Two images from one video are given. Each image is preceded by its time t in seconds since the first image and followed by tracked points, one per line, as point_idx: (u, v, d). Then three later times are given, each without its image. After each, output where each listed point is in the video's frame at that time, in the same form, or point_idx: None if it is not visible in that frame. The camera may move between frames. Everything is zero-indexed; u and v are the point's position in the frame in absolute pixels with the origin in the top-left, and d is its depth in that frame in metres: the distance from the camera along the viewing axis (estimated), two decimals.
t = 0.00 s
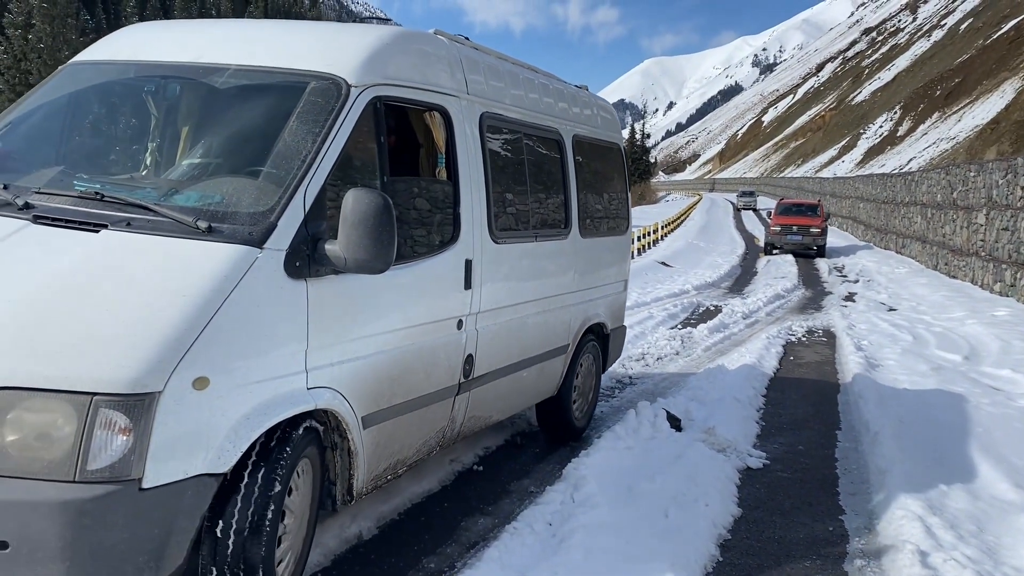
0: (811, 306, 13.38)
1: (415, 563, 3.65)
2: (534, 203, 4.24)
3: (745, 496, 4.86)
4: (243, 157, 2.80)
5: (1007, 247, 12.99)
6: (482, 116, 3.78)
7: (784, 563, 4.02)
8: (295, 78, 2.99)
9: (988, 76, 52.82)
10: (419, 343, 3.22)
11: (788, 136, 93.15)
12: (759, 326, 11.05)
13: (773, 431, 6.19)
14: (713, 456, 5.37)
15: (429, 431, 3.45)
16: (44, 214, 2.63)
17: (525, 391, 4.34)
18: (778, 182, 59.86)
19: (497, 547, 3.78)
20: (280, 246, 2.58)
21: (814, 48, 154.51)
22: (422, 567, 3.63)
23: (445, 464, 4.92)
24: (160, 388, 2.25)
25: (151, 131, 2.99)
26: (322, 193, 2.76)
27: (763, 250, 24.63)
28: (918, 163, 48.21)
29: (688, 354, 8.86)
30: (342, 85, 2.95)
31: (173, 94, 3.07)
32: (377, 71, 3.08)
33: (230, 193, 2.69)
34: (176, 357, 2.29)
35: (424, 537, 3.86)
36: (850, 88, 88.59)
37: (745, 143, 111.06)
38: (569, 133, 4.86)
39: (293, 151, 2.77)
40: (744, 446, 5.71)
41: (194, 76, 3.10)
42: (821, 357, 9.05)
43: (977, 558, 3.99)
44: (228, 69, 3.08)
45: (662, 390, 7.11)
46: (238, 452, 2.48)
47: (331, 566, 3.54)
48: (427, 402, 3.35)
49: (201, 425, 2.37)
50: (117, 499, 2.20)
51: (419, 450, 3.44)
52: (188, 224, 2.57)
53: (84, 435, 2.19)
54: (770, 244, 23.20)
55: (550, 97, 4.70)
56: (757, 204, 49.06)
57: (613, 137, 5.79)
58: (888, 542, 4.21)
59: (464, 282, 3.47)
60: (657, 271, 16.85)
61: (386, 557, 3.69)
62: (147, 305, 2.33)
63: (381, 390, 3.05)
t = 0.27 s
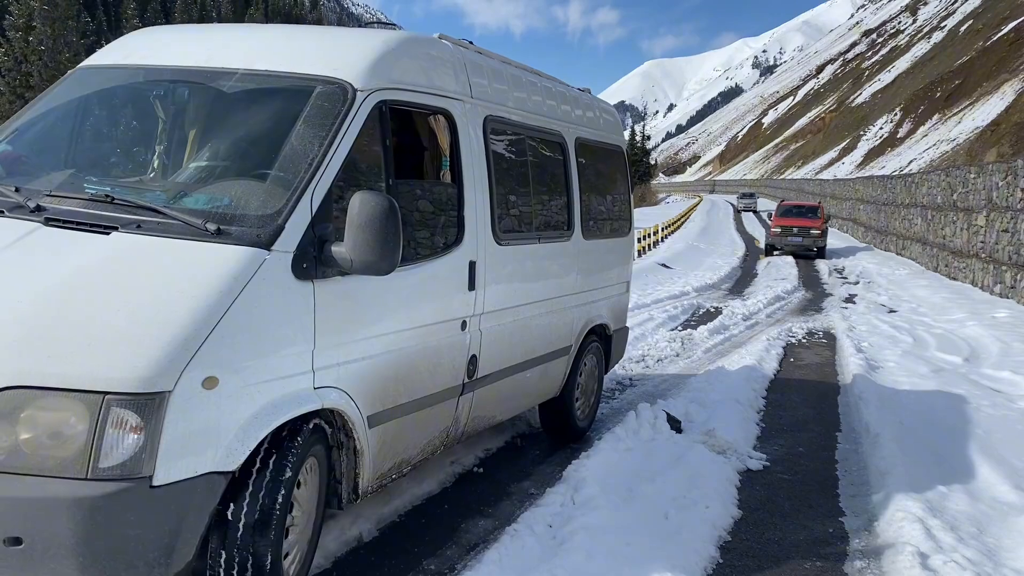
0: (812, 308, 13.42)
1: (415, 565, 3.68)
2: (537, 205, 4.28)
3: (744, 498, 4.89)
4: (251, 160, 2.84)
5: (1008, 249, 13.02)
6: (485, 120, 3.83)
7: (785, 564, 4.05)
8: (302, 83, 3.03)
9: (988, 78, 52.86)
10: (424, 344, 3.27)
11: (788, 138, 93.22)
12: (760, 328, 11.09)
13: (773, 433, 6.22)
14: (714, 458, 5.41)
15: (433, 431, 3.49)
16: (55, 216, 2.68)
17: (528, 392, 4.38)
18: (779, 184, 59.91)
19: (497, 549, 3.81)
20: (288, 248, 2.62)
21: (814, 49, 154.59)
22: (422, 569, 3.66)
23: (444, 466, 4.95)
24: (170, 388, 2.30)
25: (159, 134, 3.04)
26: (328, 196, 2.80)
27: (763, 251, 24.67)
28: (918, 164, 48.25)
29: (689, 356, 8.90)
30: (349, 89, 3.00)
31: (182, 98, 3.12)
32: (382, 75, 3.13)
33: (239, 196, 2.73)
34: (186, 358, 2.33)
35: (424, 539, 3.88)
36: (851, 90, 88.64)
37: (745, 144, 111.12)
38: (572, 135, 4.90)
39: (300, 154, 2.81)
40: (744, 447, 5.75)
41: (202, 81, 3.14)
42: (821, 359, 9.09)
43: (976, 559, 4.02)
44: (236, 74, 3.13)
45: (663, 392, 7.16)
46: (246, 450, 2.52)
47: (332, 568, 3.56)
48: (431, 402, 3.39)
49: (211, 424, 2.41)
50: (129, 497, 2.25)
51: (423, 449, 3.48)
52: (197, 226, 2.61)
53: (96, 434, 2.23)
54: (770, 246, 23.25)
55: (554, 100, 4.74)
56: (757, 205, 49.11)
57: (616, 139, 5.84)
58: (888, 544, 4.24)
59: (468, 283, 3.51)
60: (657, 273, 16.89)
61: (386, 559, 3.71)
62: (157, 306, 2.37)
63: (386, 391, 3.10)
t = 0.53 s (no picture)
0: (812, 310, 13.47)
1: (415, 567, 3.71)
2: (541, 207, 4.32)
3: (745, 500, 4.93)
4: (258, 163, 2.89)
5: (1008, 251, 13.05)
6: (489, 123, 3.88)
7: (786, 566, 4.08)
8: (309, 87, 3.08)
9: (988, 79, 52.93)
10: (429, 344, 3.31)
11: (788, 140, 93.30)
12: (760, 330, 11.13)
13: (774, 435, 6.26)
14: (714, 460, 5.44)
15: (438, 430, 3.54)
16: (66, 218, 2.73)
17: (531, 392, 4.42)
18: (779, 185, 60.00)
19: (497, 551, 3.84)
20: (296, 250, 2.67)
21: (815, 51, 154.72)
22: (422, 571, 3.68)
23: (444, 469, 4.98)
24: (180, 387, 2.34)
25: (165, 138, 3.09)
26: (335, 199, 2.85)
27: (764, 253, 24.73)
28: (919, 166, 48.31)
29: (689, 358, 8.95)
30: (355, 94, 3.05)
31: (191, 102, 3.17)
32: (387, 80, 3.18)
33: (247, 198, 2.78)
34: (196, 357, 2.38)
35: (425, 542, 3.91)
36: (851, 92, 88.73)
37: (745, 146, 111.23)
38: (575, 138, 4.95)
39: (307, 157, 2.86)
40: (744, 449, 5.79)
41: (210, 85, 3.20)
42: (822, 361, 9.13)
43: (977, 561, 4.05)
44: (243, 78, 3.18)
45: (664, 394, 7.20)
46: (254, 448, 2.56)
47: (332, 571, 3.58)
48: (436, 402, 3.44)
49: (220, 423, 2.46)
50: (140, 493, 2.29)
51: (428, 449, 3.53)
52: (206, 229, 2.66)
53: (107, 433, 2.27)
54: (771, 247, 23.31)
55: (557, 103, 4.79)
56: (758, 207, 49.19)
57: (619, 142, 5.89)
58: (888, 546, 4.28)
59: (472, 284, 3.56)
60: (658, 275, 16.95)
61: (387, 561, 3.74)
62: (167, 307, 2.42)
63: (392, 390, 3.15)
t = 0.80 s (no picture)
0: (812, 311, 13.53)
1: (416, 570, 3.74)
2: (546, 210, 4.39)
3: (746, 502, 4.98)
4: (270, 167, 2.96)
5: (1009, 252, 13.12)
6: (495, 127, 3.94)
7: (787, 568, 4.13)
8: (320, 93, 3.15)
9: (988, 80, 53.00)
10: (438, 345, 3.38)
11: (789, 141, 93.43)
12: (761, 331, 11.19)
13: (775, 437, 6.32)
14: (716, 461, 5.50)
15: (446, 429, 3.61)
16: (85, 222, 2.80)
17: (537, 392, 4.48)
18: (779, 187, 60.10)
19: (498, 553, 3.88)
20: (309, 252, 2.73)
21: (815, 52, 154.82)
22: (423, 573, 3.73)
23: (445, 472, 5.01)
24: (199, 385, 2.40)
25: (178, 143, 3.16)
26: (346, 202, 2.91)
27: (764, 254, 24.78)
28: (919, 167, 48.35)
29: (690, 360, 9.01)
30: (365, 99, 3.11)
31: (204, 107, 3.23)
32: (396, 85, 3.25)
33: (261, 202, 2.84)
34: (213, 356, 2.44)
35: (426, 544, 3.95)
36: (851, 93, 88.81)
37: (745, 148, 111.32)
38: (578, 141, 5.02)
39: (319, 162, 2.92)
40: (745, 452, 5.84)
41: (223, 91, 3.26)
42: (822, 363, 9.20)
43: (978, 563, 4.09)
44: (255, 84, 3.24)
45: (664, 395, 7.26)
46: (269, 446, 2.63)
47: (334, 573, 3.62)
48: (444, 401, 3.51)
49: (236, 421, 2.52)
50: (161, 489, 2.36)
51: (436, 447, 3.60)
52: (221, 232, 2.72)
53: (128, 431, 2.34)
54: (771, 248, 23.39)
55: (561, 107, 4.86)
56: (758, 209, 49.24)
57: (622, 145, 5.96)
58: (889, 549, 4.32)
59: (479, 286, 3.62)
60: (658, 277, 16.99)
61: (388, 563, 3.78)
62: (185, 309, 2.48)
63: (402, 389, 3.22)
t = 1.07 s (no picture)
0: (812, 313, 13.59)
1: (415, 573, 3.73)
2: (551, 212, 4.47)
3: (746, 503, 5.01)
4: (284, 170, 3.03)
5: (1008, 253, 13.19)
6: (502, 130, 4.02)
7: (788, 568, 4.17)
8: (332, 97, 3.22)
9: (988, 82, 53.12)
10: (447, 343, 3.45)
11: (788, 142, 93.55)
12: (761, 333, 11.25)
13: (775, 438, 6.37)
14: (716, 463, 5.54)
15: (455, 426, 3.68)
16: (104, 223, 2.87)
17: (543, 390, 4.56)
18: (779, 188, 60.18)
19: (498, 555, 3.88)
20: (324, 252, 2.81)
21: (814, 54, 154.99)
22: None
23: (445, 473, 5.01)
24: (219, 380, 2.48)
25: (192, 147, 3.23)
26: (359, 203, 2.99)
27: (764, 255, 24.86)
28: (919, 169, 48.44)
29: (690, 361, 9.06)
30: (376, 103, 3.19)
31: (218, 111, 3.31)
32: (406, 90, 3.33)
33: (276, 204, 2.91)
34: (233, 352, 2.52)
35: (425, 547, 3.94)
36: (850, 94, 88.94)
37: (745, 149, 111.44)
38: (582, 144, 5.10)
39: (333, 164, 3.00)
40: (745, 453, 5.89)
41: (236, 95, 3.34)
42: (822, 364, 9.27)
43: (979, 564, 4.13)
44: (268, 89, 3.32)
45: (665, 397, 7.32)
46: (286, 441, 2.70)
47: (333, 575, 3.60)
48: (452, 399, 3.57)
49: (254, 417, 2.59)
50: (182, 482, 2.43)
51: (445, 444, 3.67)
52: (238, 232, 2.79)
53: (151, 425, 2.41)
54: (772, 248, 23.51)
55: (565, 111, 4.94)
56: (757, 210, 49.34)
57: (625, 148, 6.03)
58: (890, 549, 4.36)
59: (486, 286, 3.69)
60: (659, 278, 17.06)
61: (387, 565, 3.77)
62: (205, 307, 2.55)
63: (414, 387, 3.29)
